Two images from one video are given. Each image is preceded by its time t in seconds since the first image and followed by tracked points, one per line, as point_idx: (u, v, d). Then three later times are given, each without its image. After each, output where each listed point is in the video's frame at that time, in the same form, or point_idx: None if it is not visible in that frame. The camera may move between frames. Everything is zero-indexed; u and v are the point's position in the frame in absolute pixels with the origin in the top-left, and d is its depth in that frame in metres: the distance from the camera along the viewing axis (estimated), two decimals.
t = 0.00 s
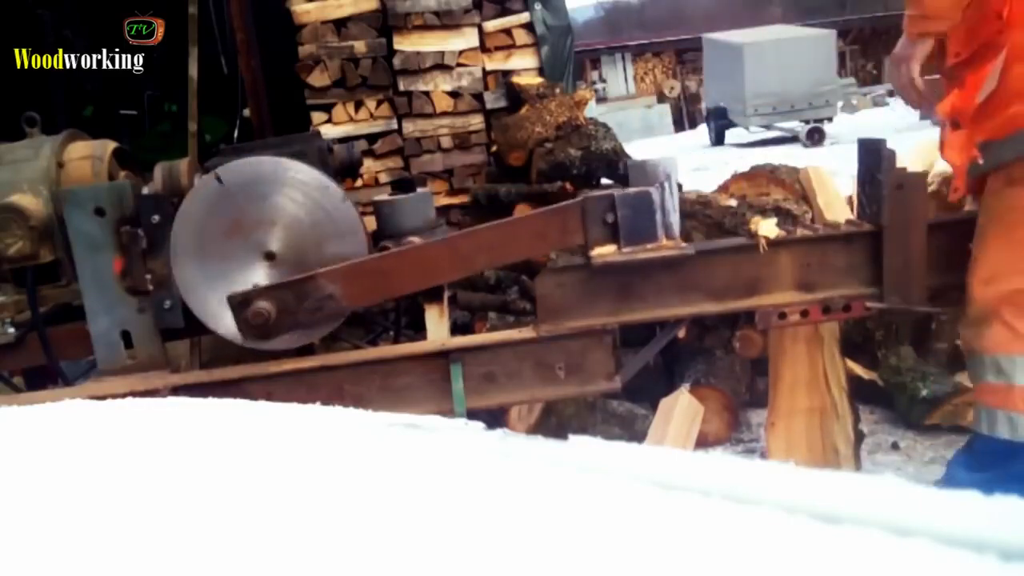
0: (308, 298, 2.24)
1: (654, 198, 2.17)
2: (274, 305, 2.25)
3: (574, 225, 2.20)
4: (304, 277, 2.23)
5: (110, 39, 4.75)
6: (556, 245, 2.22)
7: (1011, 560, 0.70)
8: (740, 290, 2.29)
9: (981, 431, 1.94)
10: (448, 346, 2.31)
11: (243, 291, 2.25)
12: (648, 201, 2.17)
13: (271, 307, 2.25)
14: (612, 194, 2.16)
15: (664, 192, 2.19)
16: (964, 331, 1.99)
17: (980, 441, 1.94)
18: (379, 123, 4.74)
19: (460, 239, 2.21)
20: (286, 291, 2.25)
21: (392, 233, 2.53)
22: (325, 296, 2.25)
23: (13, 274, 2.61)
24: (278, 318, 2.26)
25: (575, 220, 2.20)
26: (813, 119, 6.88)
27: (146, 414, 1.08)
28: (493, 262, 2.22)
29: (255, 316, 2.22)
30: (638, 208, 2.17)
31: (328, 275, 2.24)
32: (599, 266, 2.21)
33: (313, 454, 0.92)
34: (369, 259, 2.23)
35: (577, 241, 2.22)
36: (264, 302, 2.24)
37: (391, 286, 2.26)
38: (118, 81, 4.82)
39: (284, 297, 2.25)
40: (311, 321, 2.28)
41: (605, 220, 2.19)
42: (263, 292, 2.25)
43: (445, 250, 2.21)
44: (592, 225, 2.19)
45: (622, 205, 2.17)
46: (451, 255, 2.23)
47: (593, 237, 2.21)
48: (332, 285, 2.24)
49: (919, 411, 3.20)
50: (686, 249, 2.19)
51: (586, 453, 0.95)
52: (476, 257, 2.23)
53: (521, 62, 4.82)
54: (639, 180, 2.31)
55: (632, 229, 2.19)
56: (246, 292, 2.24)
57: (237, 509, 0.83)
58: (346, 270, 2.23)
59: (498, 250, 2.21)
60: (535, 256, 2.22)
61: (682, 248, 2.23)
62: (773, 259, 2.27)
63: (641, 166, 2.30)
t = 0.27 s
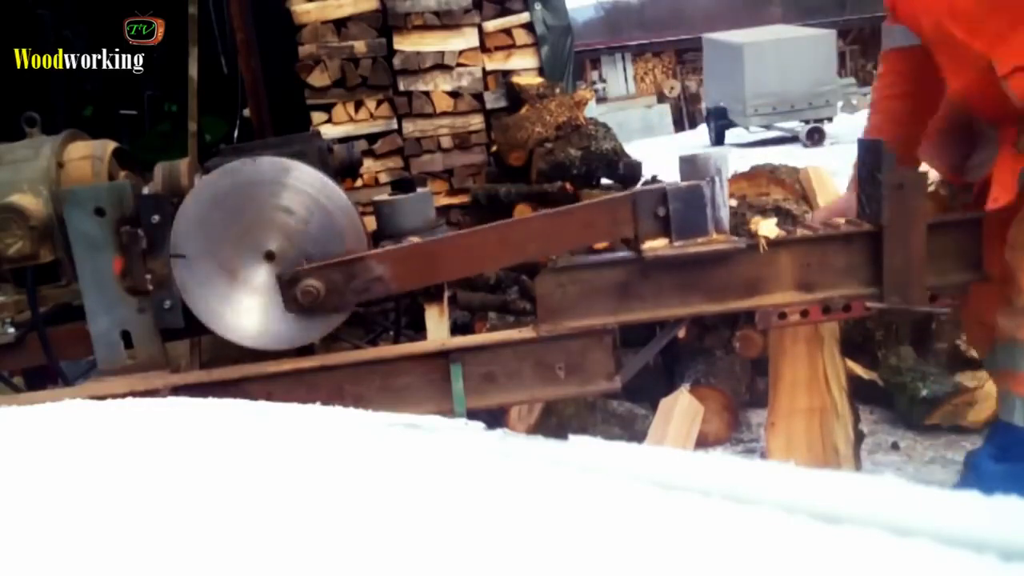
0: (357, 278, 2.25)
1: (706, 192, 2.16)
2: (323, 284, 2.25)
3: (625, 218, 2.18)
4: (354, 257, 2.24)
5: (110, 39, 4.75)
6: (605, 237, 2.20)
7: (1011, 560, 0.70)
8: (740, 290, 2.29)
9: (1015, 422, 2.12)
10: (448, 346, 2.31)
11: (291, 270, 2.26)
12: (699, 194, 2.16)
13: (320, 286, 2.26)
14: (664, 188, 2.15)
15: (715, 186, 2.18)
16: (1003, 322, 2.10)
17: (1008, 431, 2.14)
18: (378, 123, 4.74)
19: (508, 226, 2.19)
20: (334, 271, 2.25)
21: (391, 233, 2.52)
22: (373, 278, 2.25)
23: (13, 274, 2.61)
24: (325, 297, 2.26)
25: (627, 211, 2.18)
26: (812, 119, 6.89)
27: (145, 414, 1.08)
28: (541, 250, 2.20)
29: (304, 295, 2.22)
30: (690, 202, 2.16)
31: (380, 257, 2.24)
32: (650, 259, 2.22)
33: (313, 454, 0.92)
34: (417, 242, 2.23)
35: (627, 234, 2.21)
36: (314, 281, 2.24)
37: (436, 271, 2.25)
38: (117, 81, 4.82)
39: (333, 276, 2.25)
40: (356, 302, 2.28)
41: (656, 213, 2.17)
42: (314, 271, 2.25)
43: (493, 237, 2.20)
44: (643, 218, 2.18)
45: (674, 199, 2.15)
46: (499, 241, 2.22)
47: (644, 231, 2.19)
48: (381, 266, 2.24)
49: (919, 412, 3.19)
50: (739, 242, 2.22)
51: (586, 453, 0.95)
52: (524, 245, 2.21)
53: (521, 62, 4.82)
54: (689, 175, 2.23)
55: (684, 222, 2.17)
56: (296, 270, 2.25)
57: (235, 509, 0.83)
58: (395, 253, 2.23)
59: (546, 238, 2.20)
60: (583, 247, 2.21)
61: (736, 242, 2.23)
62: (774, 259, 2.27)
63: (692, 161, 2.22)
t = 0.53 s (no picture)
0: (366, 237, 2.25)
1: (722, 190, 2.20)
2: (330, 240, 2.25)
3: (641, 212, 2.22)
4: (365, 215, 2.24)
5: (110, 39, 4.75)
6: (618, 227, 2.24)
7: (1011, 560, 0.70)
8: (740, 290, 2.29)
9: None
10: (448, 346, 2.31)
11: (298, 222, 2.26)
12: (715, 192, 2.19)
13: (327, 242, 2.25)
14: (682, 186, 2.19)
15: (731, 183, 2.21)
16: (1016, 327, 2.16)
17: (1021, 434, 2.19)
18: (379, 123, 4.74)
19: (526, 207, 2.21)
20: (344, 228, 2.26)
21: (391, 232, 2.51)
22: (381, 239, 2.25)
23: (13, 274, 2.61)
24: (332, 252, 2.25)
25: (643, 204, 2.22)
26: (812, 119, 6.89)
27: (145, 414, 1.08)
28: (553, 233, 2.23)
29: (311, 245, 2.22)
30: (706, 200, 2.20)
31: (391, 220, 2.24)
32: (667, 257, 2.21)
33: (313, 453, 0.92)
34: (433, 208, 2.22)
35: (641, 229, 2.25)
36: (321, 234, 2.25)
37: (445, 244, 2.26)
38: (117, 81, 4.82)
39: (341, 232, 2.25)
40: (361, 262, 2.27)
41: (672, 211, 2.21)
42: (321, 224, 2.25)
43: (509, 215, 2.22)
44: (660, 215, 2.22)
45: (691, 197, 2.19)
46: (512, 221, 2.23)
47: (660, 229, 2.23)
48: (391, 229, 2.24)
49: (919, 412, 3.19)
50: (754, 242, 2.22)
51: (586, 453, 0.95)
52: (537, 227, 2.23)
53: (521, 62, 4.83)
54: (706, 173, 2.29)
55: (700, 221, 2.21)
56: (306, 221, 2.25)
57: (235, 509, 0.83)
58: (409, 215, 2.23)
59: (560, 223, 2.23)
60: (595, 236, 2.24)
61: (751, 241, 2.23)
62: (774, 259, 2.27)
63: (709, 160, 2.28)
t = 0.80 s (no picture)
0: (327, 205, 2.20)
1: (688, 194, 2.21)
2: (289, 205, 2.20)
3: (605, 213, 2.24)
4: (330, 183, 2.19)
5: (110, 39, 4.75)
6: (583, 225, 2.25)
7: (1011, 560, 0.70)
8: (740, 290, 2.29)
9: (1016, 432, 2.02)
10: (448, 346, 2.31)
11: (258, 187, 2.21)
12: (681, 197, 2.21)
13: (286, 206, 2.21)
14: (646, 191, 2.21)
15: (698, 188, 2.22)
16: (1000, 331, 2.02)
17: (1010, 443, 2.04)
18: (378, 123, 4.74)
19: (493, 192, 2.20)
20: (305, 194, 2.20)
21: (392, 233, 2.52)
22: (342, 209, 2.21)
23: (13, 274, 2.61)
24: (290, 217, 2.20)
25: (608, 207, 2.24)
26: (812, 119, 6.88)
27: (145, 414, 1.08)
28: (518, 223, 2.22)
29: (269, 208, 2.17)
30: (671, 203, 2.21)
31: (355, 189, 2.20)
32: (633, 262, 2.22)
33: (313, 453, 0.92)
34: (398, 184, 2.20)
35: (605, 229, 2.26)
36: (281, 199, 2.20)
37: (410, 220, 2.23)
38: (118, 81, 4.82)
39: (302, 199, 2.20)
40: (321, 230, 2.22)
41: (637, 215, 2.23)
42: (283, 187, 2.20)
43: (473, 201, 2.21)
44: (625, 219, 2.23)
45: (656, 201, 2.21)
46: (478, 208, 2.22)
47: (627, 233, 2.25)
48: (354, 198, 2.20)
49: (919, 412, 3.18)
50: (723, 245, 2.23)
51: (585, 454, 0.95)
52: (502, 216, 2.23)
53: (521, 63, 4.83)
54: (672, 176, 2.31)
55: (667, 226, 2.22)
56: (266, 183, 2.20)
57: (235, 508, 0.83)
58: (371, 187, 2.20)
59: (525, 215, 2.22)
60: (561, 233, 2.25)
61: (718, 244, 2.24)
62: (774, 259, 2.27)
63: (675, 164, 2.29)
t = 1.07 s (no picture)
0: (274, 216, 2.22)
1: (638, 199, 2.19)
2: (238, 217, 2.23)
3: (555, 219, 2.21)
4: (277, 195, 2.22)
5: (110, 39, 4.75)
6: (533, 232, 2.22)
7: (1012, 560, 0.70)
8: (740, 290, 2.29)
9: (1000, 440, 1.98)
10: (447, 346, 2.31)
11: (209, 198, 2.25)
12: (631, 204, 2.19)
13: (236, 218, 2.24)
14: (595, 196, 2.18)
15: (647, 194, 2.21)
16: (982, 339, 1.98)
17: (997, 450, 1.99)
18: (378, 123, 4.74)
19: (442, 201, 2.19)
20: (253, 206, 2.23)
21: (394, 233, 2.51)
22: (291, 220, 2.22)
23: (12, 273, 2.61)
24: (238, 229, 2.24)
25: (558, 213, 2.21)
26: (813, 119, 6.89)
27: (145, 414, 1.08)
28: (465, 231, 2.20)
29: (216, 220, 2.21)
30: (622, 209, 2.19)
31: (302, 200, 2.22)
32: (582, 268, 2.22)
33: (313, 453, 0.92)
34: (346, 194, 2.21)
35: (556, 236, 2.23)
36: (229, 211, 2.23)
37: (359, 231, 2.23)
38: (117, 81, 4.82)
39: (250, 211, 2.23)
40: (270, 241, 2.25)
41: (587, 221, 2.20)
42: (231, 200, 2.24)
43: (423, 209, 2.20)
44: (574, 224, 2.20)
45: (606, 207, 2.19)
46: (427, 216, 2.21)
47: (576, 238, 2.22)
48: (301, 210, 2.22)
49: (919, 412, 3.19)
50: (672, 250, 2.23)
51: (586, 453, 0.95)
52: (450, 225, 2.21)
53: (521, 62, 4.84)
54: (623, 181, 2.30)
55: (618, 232, 2.21)
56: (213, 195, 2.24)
57: (236, 509, 0.83)
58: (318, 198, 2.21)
59: (474, 222, 2.20)
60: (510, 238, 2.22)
61: (667, 250, 2.23)
62: (774, 259, 2.28)
63: (625, 168, 2.30)
